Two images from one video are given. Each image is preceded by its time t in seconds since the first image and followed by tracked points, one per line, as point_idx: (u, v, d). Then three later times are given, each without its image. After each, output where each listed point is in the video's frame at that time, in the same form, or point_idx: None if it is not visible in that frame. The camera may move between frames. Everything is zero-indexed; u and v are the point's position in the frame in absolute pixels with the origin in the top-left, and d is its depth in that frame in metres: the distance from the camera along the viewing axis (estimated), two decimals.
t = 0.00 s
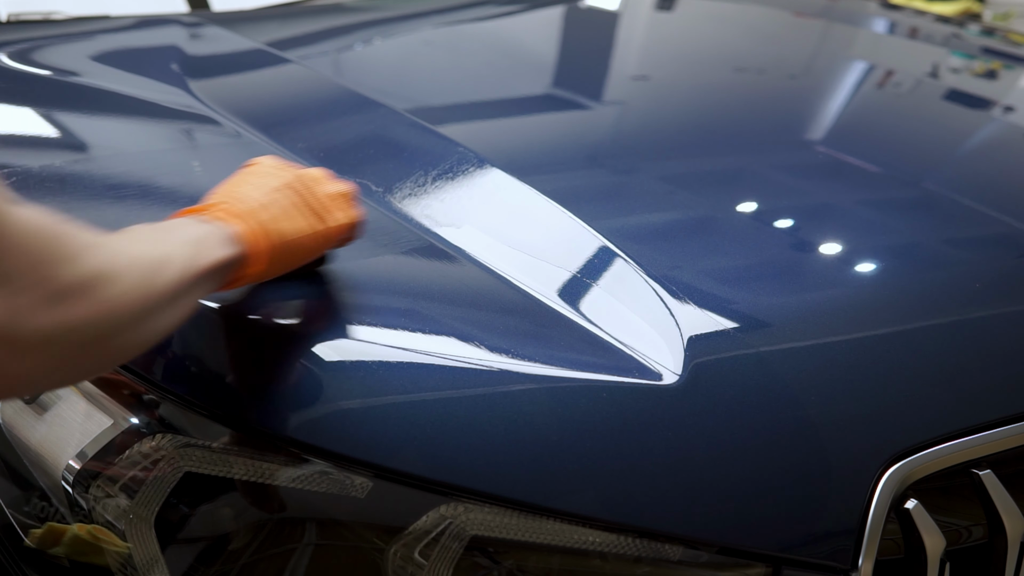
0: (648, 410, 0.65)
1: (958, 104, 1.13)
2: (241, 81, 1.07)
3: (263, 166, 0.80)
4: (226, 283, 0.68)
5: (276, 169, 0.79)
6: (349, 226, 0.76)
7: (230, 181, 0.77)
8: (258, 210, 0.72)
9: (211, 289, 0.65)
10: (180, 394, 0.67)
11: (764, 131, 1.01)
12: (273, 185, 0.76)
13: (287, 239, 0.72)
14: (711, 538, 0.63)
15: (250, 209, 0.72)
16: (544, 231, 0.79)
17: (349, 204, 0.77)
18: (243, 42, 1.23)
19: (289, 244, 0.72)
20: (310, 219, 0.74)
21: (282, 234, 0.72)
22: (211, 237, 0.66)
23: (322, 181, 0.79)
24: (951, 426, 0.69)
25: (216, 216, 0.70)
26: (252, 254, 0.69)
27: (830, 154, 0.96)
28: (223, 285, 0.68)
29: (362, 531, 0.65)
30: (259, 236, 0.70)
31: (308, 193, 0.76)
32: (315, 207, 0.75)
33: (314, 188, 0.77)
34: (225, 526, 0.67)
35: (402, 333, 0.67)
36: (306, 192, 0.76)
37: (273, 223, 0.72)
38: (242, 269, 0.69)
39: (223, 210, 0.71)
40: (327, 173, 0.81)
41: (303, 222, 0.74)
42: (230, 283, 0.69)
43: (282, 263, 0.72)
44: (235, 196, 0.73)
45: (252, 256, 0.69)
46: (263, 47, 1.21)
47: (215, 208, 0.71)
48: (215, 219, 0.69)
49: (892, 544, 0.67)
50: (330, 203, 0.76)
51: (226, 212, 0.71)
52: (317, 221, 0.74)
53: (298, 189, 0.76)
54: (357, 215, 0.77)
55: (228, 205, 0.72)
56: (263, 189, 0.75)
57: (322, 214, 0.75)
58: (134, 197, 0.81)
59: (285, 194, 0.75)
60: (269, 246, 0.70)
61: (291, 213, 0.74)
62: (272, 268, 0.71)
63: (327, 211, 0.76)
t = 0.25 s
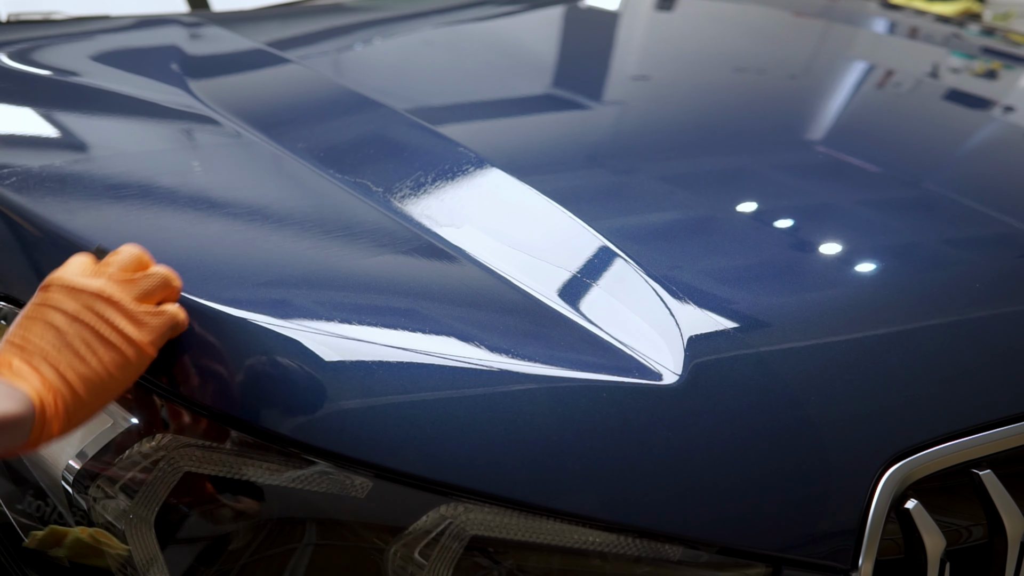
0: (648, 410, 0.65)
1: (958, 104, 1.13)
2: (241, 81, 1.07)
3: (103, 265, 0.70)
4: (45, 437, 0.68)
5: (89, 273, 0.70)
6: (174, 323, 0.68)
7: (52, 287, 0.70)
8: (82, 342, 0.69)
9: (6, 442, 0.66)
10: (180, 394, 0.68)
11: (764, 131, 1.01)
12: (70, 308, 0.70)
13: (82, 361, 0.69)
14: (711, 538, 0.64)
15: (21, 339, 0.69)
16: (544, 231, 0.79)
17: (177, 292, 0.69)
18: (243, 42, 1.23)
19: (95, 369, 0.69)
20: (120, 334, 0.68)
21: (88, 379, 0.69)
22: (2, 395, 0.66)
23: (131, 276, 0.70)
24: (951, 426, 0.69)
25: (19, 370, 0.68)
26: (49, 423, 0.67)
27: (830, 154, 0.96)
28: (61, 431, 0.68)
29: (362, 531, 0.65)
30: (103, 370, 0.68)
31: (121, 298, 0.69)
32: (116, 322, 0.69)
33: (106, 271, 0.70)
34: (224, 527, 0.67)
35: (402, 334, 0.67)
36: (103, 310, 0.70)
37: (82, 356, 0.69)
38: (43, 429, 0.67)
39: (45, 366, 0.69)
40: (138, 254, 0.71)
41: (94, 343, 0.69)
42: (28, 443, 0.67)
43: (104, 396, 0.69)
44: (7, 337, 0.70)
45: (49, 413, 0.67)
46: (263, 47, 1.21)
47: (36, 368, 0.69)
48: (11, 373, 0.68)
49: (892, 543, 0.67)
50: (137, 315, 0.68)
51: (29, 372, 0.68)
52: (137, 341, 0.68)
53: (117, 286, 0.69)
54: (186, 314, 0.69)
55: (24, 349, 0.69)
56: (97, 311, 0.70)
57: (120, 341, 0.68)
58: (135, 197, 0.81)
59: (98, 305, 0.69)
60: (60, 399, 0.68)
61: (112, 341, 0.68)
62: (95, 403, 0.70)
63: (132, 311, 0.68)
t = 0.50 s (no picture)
0: (648, 410, 0.65)
1: (958, 104, 1.13)
2: (241, 81, 1.07)
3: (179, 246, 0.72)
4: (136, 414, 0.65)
5: (171, 253, 0.71)
6: (254, 298, 0.68)
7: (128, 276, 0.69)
8: (129, 314, 0.67)
9: (111, 407, 0.63)
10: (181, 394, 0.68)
11: (764, 131, 1.01)
12: (120, 293, 0.69)
13: (154, 334, 0.67)
14: (711, 538, 0.63)
15: None
16: (544, 231, 0.79)
17: (251, 272, 0.70)
18: (243, 42, 1.23)
19: (178, 322, 0.67)
20: (189, 306, 0.67)
21: (178, 352, 0.66)
22: (92, 373, 0.63)
23: (206, 259, 0.70)
24: (951, 426, 0.69)
25: (121, 347, 0.66)
26: (144, 387, 0.64)
27: (830, 154, 0.96)
28: (124, 421, 0.64)
29: (362, 530, 0.65)
30: (206, 338, 0.66)
31: (207, 275, 0.69)
32: (198, 300, 0.67)
33: (185, 253, 0.71)
34: (225, 527, 0.67)
35: (402, 334, 0.67)
36: (189, 289, 0.68)
37: (156, 336, 0.67)
38: (146, 402, 0.64)
39: (105, 335, 0.67)
40: (219, 241, 0.73)
41: (152, 321, 0.67)
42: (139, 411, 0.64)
43: (194, 368, 0.66)
44: None
45: (145, 378, 0.64)
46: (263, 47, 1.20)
47: (105, 338, 0.67)
48: (99, 351, 0.66)
49: (892, 543, 0.67)
50: (212, 290, 0.68)
51: (120, 344, 0.67)
52: (202, 319, 0.67)
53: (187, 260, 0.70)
54: (269, 290, 0.69)
55: (119, 329, 0.67)
56: (150, 284, 0.68)
57: (212, 312, 0.67)
58: (135, 197, 0.81)
59: (152, 293, 0.68)
60: (165, 368, 0.65)
61: (166, 306, 0.68)
62: (195, 373, 0.66)
63: (196, 289, 0.68)
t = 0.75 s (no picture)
0: (648, 410, 0.65)
1: (958, 104, 1.13)
2: (242, 81, 1.07)
3: (411, 182, 0.81)
4: (385, 301, 0.68)
5: (404, 192, 0.79)
6: (497, 241, 0.76)
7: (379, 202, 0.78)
8: (393, 221, 0.73)
9: (373, 298, 0.66)
10: (181, 394, 0.68)
11: (765, 130, 1.01)
12: (372, 211, 0.75)
13: (428, 238, 0.72)
14: (710, 538, 0.63)
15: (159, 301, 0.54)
16: (545, 231, 0.79)
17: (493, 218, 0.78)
18: (243, 42, 1.23)
19: (433, 227, 0.74)
20: (450, 219, 0.76)
21: (437, 246, 0.72)
22: (336, 262, 0.62)
23: (466, 198, 0.79)
24: (951, 426, 0.69)
25: (375, 237, 0.70)
26: (405, 269, 0.69)
27: (831, 154, 0.96)
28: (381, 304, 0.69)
29: (362, 531, 0.65)
30: (464, 246, 0.73)
31: (448, 210, 0.77)
32: (480, 223, 0.76)
33: (422, 189, 0.79)
34: (225, 526, 0.67)
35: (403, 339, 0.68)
36: (455, 207, 0.77)
37: (415, 232, 0.72)
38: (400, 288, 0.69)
39: (369, 230, 0.71)
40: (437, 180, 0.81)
41: (421, 223, 0.74)
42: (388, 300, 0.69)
43: (440, 274, 0.72)
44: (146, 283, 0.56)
45: (405, 258, 0.69)
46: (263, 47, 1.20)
47: (371, 230, 0.71)
48: (388, 238, 0.70)
49: (892, 544, 0.67)
50: (481, 217, 0.77)
51: (377, 234, 0.71)
52: (471, 235, 0.74)
53: (451, 198, 0.78)
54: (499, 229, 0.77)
55: (377, 224, 0.72)
56: (404, 207, 0.76)
57: (472, 228, 0.75)
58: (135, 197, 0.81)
59: (425, 204, 0.76)
60: (428, 259, 0.71)
61: (438, 227, 0.74)
62: (438, 278, 0.72)
63: (461, 208, 0.77)
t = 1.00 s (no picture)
0: (647, 410, 0.65)
1: (958, 104, 1.13)
2: (242, 81, 1.07)
3: (489, 162, 0.87)
4: (479, 279, 0.77)
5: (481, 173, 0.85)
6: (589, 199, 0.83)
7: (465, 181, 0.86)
8: (479, 205, 0.83)
9: (459, 281, 0.74)
10: (182, 394, 0.68)
11: (765, 131, 1.01)
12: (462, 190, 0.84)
13: (513, 222, 0.81)
14: (710, 538, 0.63)
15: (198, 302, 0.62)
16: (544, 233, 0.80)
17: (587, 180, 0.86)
18: (244, 42, 1.22)
19: (521, 215, 0.83)
20: (539, 196, 0.84)
21: (526, 222, 0.82)
22: (439, 245, 0.73)
23: (550, 168, 0.86)
24: (951, 426, 0.69)
25: (459, 222, 0.81)
26: (495, 251, 0.77)
27: (831, 154, 0.96)
28: (473, 284, 0.77)
29: (362, 531, 0.65)
30: (546, 220, 0.81)
31: (541, 181, 0.85)
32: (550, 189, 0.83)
33: (484, 168, 0.86)
34: (225, 527, 0.67)
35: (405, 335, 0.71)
36: (540, 178, 0.85)
37: (497, 214, 0.82)
38: (489, 266, 0.77)
39: (463, 217, 0.82)
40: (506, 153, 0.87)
41: (505, 205, 0.83)
42: (480, 276, 0.77)
43: (531, 247, 0.80)
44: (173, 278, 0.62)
45: (494, 250, 0.77)
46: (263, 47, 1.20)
47: (457, 215, 0.82)
48: (481, 224, 0.81)
49: (892, 544, 0.67)
50: (565, 186, 0.83)
51: (466, 217, 0.82)
52: (557, 204, 0.81)
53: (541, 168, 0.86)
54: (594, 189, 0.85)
55: (466, 203, 0.83)
56: (489, 185, 0.84)
57: (558, 198, 0.82)
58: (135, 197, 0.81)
59: (504, 184, 0.84)
60: (507, 237, 0.79)
61: (512, 203, 0.84)
62: (545, 242, 0.81)
63: (546, 181, 0.84)
